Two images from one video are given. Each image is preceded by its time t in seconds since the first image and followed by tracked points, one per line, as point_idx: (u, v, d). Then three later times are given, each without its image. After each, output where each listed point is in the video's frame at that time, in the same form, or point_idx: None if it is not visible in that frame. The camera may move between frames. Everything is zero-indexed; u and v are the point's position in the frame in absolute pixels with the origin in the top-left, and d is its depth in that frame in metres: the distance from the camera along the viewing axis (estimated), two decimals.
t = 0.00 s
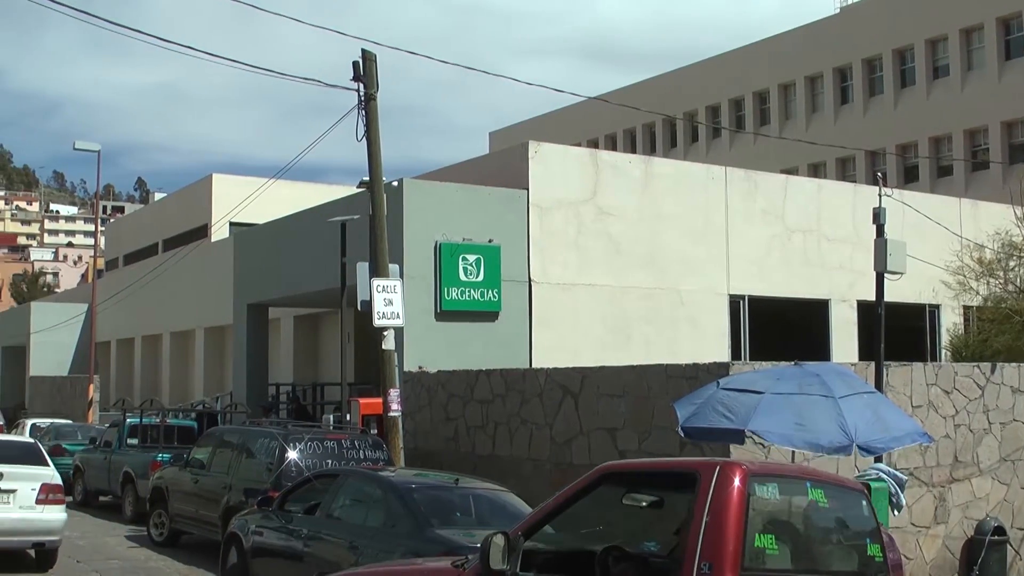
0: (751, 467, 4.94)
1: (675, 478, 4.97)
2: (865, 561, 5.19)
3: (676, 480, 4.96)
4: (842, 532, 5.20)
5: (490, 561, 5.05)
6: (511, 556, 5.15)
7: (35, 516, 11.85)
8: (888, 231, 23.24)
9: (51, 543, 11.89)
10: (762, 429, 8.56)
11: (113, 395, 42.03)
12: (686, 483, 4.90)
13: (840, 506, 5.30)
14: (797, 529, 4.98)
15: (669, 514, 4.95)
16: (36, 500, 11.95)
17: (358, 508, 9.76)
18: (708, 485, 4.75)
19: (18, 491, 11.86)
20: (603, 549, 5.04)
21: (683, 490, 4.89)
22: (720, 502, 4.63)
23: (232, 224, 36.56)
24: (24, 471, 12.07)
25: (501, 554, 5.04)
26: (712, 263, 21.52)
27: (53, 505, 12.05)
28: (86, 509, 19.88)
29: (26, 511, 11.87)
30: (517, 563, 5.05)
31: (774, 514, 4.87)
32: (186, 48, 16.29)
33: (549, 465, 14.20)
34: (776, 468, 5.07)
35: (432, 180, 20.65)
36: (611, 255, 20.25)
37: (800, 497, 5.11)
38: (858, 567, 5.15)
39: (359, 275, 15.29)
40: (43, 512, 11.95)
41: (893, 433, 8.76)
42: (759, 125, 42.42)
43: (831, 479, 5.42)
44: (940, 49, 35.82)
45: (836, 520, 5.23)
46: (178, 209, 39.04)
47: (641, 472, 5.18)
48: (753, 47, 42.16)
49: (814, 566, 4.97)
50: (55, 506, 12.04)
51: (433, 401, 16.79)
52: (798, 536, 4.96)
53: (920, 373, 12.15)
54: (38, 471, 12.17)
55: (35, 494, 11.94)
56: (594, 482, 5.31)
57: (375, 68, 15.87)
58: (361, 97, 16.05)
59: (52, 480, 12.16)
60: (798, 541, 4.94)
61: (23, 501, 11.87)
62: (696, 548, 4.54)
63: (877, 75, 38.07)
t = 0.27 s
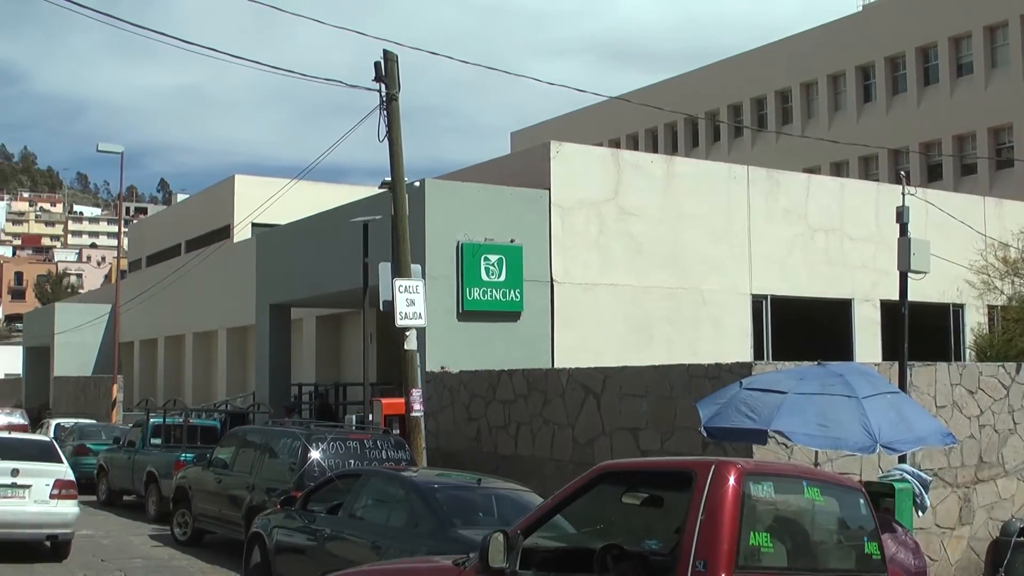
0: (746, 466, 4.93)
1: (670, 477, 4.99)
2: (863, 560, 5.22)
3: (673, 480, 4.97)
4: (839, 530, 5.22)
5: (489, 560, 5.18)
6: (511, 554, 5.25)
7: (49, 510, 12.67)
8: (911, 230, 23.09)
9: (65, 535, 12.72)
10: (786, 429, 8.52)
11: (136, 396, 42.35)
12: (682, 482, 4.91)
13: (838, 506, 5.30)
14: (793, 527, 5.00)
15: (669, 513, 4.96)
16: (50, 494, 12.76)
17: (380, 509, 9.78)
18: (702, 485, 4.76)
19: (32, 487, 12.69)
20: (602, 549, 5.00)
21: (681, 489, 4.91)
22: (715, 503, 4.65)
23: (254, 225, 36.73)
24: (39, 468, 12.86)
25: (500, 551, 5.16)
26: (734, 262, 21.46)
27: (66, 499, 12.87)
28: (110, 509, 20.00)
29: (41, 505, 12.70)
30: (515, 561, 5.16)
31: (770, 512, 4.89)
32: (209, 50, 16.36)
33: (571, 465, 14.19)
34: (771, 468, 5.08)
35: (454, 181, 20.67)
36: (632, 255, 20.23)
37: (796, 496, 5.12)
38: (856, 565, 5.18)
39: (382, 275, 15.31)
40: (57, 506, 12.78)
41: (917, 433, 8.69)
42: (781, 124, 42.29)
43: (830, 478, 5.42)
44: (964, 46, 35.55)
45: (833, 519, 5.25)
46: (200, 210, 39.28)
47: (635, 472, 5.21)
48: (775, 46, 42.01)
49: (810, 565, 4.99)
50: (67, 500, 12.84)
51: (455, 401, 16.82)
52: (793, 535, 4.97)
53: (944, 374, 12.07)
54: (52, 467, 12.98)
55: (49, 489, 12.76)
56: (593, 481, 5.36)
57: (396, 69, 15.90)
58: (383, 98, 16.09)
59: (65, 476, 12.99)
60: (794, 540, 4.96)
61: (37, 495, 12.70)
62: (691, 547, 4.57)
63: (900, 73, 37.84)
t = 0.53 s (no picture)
0: (749, 465, 4.93)
1: (673, 476, 5.00)
2: (867, 559, 5.22)
3: (678, 479, 4.97)
4: (842, 530, 5.22)
5: (494, 558, 5.19)
6: (515, 553, 5.25)
7: (60, 501, 13.14)
8: (931, 229, 22.96)
9: (76, 525, 13.17)
10: (805, 430, 8.49)
11: (156, 396, 42.60)
12: (687, 481, 4.91)
13: (842, 506, 5.32)
14: (796, 528, 4.99)
15: (673, 514, 4.96)
16: (60, 486, 13.25)
17: (399, 508, 9.80)
18: (706, 485, 4.75)
19: (43, 480, 13.19)
20: (607, 548, 5.04)
21: (685, 488, 4.91)
22: (717, 502, 4.65)
23: (274, 225, 36.86)
24: (51, 461, 13.39)
25: (506, 549, 5.15)
26: (753, 262, 21.40)
27: (76, 491, 13.32)
28: (131, 508, 20.12)
29: (52, 497, 13.18)
30: (522, 559, 5.15)
31: (773, 512, 4.88)
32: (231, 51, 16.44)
33: (591, 465, 14.19)
34: (776, 467, 5.08)
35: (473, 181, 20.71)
36: (652, 255, 20.21)
37: (800, 496, 5.12)
38: (860, 565, 5.18)
39: (401, 276, 15.33)
40: (68, 498, 13.24)
41: (939, 434, 8.60)
42: (801, 123, 42.15)
43: (835, 478, 5.43)
44: (985, 44, 35.30)
45: (837, 519, 5.25)
46: (220, 210, 39.47)
47: (637, 471, 5.22)
48: (794, 45, 41.89)
49: (814, 565, 4.98)
50: (77, 492, 13.28)
51: (475, 401, 16.86)
52: (796, 534, 4.96)
53: (965, 373, 12.01)
54: (63, 461, 13.48)
55: (60, 482, 13.25)
56: (596, 482, 5.37)
57: (416, 69, 15.92)
58: (402, 98, 16.12)
59: (75, 469, 13.45)
60: (796, 539, 4.96)
61: (49, 488, 13.19)
62: (693, 546, 4.56)
63: (921, 72, 37.63)
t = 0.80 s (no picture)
0: (751, 465, 4.92)
1: (675, 476, 5.00)
2: (871, 559, 5.19)
3: (680, 478, 4.96)
4: (846, 530, 5.18)
5: (498, 557, 5.18)
6: (520, 552, 5.22)
7: (66, 496, 13.66)
8: (945, 228, 22.87)
9: (81, 518, 13.74)
10: (818, 430, 8.46)
11: (169, 396, 42.76)
12: (689, 481, 4.91)
13: (846, 506, 5.29)
14: (798, 527, 4.98)
15: (676, 513, 4.95)
16: (66, 482, 13.73)
17: (412, 508, 9.80)
18: (707, 484, 4.75)
19: (51, 475, 13.69)
20: (610, 547, 5.05)
21: (687, 488, 4.90)
22: (719, 502, 4.64)
23: (287, 225, 36.93)
24: (57, 458, 13.88)
25: (509, 548, 5.12)
26: (766, 260, 21.36)
27: (82, 486, 13.84)
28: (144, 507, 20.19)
29: (58, 492, 13.68)
30: (526, 558, 5.14)
31: (775, 511, 4.87)
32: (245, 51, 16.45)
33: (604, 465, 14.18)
34: (779, 467, 5.07)
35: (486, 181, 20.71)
36: (665, 254, 20.20)
37: (802, 496, 5.10)
38: (864, 564, 5.14)
39: (414, 276, 15.35)
40: (74, 493, 13.76)
41: (953, 435, 8.57)
42: (813, 122, 42.04)
43: (838, 478, 5.40)
44: (1000, 43, 35.12)
45: (841, 519, 5.22)
46: (233, 210, 39.57)
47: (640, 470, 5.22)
48: (807, 44, 41.80)
49: (817, 564, 4.96)
50: (82, 487, 13.78)
51: (488, 401, 16.89)
52: (798, 533, 4.95)
53: (979, 373, 11.96)
54: (69, 457, 13.98)
55: (66, 477, 13.73)
56: (600, 481, 5.36)
57: (428, 69, 15.94)
58: (415, 98, 16.13)
59: (81, 465, 13.96)
60: (799, 537, 4.94)
61: (55, 483, 13.68)
62: (695, 546, 4.55)
63: (934, 70, 37.49)
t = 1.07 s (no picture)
0: (756, 465, 4.91)
1: (681, 476, 4.99)
2: (876, 559, 5.17)
3: (686, 478, 4.96)
4: (852, 530, 5.17)
5: (504, 557, 5.20)
6: (526, 552, 5.29)
7: (75, 490, 13.91)
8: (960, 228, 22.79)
9: (89, 511, 13.95)
10: (832, 429, 8.44)
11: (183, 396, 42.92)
12: (695, 481, 4.90)
13: (852, 505, 5.27)
14: (803, 526, 4.96)
15: (682, 513, 4.95)
16: (75, 476, 13.98)
17: (426, 508, 9.81)
18: (711, 485, 4.75)
19: (59, 470, 13.96)
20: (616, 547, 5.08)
21: (692, 487, 4.90)
22: (723, 502, 4.64)
23: (301, 225, 37.02)
24: (66, 454, 14.17)
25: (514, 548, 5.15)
26: (780, 260, 21.32)
27: (89, 480, 14.08)
28: (157, 507, 20.27)
29: (67, 486, 13.95)
30: (531, 558, 5.17)
31: (780, 512, 4.86)
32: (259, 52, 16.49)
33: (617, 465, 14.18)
34: (784, 467, 5.06)
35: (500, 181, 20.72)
36: (678, 254, 20.18)
37: (808, 497, 5.08)
38: (869, 564, 5.12)
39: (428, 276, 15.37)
40: (83, 486, 14.01)
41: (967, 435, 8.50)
42: (827, 121, 41.92)
43: (843, 478, 5.38)
44: (1015, 41, 34.92)
45: (846, 519, 5.20)
46: (247, 211, 39.67)
47: (647, 470, 5.20)
48: (821, 43, 41.69)
49: (822, 564, 4.94)
50: (89, 480, 14.02)
51: (502, 402, 16.91)
52: (803, 533, 4.94)
53: (994, 373, 11.90)
54: (78, 454, 14.28)
55: (75, 472, 13.98)
56: (605, 481, 5.34)
57: (441, 70, 15.95)
58: (428, 98, 16.16)
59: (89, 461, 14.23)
60: (804, 537, 4.93)
61: (64, 477, 13.94)
62: (699, 546, 4.55)
63: (948, 69, 37.33)
